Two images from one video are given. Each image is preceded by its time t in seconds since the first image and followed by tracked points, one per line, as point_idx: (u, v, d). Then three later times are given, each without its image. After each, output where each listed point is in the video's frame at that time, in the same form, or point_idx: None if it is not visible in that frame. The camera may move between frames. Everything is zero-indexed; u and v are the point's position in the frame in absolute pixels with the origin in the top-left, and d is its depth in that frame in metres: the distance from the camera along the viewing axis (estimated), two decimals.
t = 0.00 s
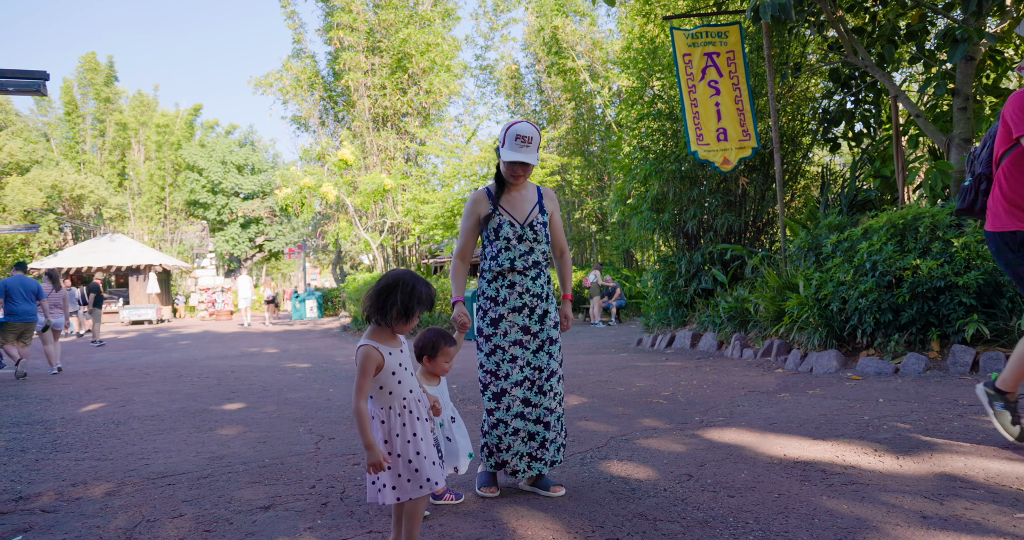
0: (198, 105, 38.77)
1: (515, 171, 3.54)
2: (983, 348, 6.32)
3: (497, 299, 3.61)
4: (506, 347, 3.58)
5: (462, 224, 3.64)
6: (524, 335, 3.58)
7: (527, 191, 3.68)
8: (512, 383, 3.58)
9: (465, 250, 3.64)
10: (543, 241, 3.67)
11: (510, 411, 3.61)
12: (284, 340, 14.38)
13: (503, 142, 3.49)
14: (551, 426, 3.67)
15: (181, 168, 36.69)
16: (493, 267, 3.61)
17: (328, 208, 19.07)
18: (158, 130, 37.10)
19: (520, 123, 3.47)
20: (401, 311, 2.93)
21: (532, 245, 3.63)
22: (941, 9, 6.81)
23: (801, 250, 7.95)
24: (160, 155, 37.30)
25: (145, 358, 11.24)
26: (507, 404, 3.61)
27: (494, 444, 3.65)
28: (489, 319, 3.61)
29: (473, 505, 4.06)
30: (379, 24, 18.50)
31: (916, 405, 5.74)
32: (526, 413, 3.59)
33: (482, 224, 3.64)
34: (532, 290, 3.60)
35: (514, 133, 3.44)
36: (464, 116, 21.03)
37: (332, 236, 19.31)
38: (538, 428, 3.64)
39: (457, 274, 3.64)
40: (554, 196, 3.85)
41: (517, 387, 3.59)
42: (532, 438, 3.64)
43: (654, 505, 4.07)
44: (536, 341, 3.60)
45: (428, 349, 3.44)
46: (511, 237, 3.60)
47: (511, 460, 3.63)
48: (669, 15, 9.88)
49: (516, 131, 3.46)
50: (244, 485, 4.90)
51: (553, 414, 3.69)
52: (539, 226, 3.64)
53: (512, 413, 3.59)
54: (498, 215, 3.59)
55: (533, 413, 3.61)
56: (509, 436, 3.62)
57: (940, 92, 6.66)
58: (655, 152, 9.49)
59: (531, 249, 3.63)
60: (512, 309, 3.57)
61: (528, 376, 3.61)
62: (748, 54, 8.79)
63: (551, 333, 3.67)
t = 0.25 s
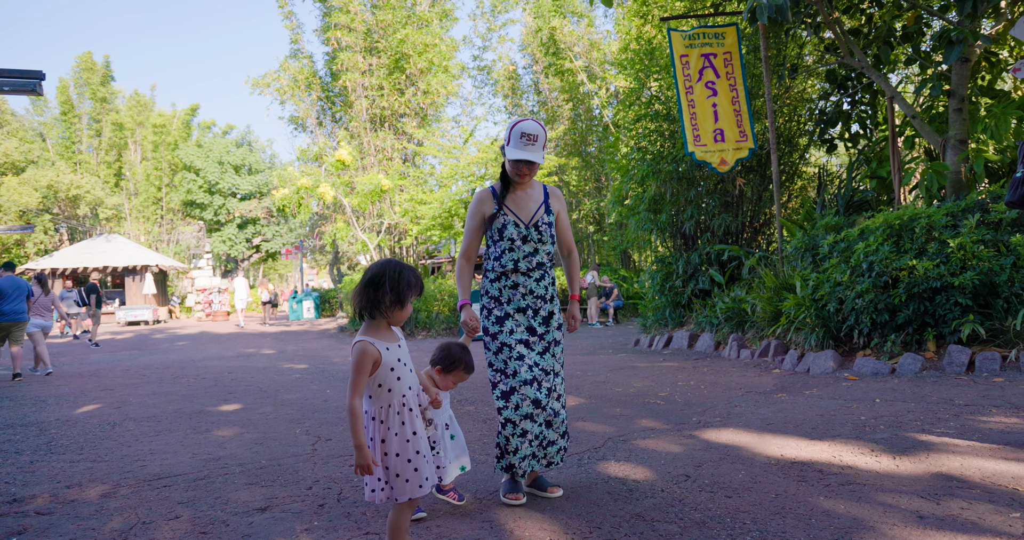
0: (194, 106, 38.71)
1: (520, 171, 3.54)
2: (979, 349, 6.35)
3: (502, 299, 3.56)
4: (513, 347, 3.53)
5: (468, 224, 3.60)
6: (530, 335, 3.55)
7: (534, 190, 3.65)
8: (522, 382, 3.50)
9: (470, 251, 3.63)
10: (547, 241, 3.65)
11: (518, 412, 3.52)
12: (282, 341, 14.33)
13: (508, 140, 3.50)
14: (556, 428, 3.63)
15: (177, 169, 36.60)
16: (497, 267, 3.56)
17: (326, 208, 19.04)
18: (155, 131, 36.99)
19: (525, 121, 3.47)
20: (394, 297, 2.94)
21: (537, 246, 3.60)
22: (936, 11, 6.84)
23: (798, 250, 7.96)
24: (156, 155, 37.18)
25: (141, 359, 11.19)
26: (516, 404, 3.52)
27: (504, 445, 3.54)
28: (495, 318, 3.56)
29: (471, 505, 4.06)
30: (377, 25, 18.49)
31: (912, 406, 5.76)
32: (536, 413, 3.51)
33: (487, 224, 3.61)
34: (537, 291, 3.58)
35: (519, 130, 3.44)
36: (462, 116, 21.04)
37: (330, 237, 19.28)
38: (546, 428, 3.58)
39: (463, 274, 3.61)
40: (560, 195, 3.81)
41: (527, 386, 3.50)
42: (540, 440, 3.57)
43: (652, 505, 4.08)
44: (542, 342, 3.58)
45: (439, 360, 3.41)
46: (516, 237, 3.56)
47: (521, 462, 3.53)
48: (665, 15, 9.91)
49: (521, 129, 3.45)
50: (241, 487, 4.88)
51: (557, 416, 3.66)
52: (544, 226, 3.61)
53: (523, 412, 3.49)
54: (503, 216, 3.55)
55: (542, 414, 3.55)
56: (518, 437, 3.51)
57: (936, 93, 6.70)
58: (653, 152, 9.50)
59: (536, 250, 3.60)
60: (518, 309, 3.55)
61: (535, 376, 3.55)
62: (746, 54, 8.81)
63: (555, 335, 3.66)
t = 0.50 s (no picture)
0: (189, 107, 38.59)
1: (520, 171, 3.54)
2: (972, 349, 6.40)
3: (505, 302, 3.57)
4: (516, 351, 3.53)
5: (469, 226, 3.59)
6: (533, 339, 3.55)
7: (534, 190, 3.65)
8: (525, 387, 3.51)
9: (473, 255, 3.59)
10: (550, 242, 3.64)
11: (522, 417, 3.52)
12: (277, 342, 14.27)
13: (506, 140, 3.50)
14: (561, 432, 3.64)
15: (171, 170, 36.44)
16: (499, 270, 3.57)
17: (322, 209, 18.99)
18: (149, 131, 36.82)
19: (522, 120, 3.47)
20: (392, 296, 2.93)
21: (540, 246, 3.60)
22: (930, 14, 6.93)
23: (793, 251, 7.99)
24: (150, 156, 37.02)
25: (136, 361, 11.12)
26: (520, 409, 3.52)
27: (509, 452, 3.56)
28: (497, 322, 3.56)
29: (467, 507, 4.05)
30: (373, 26, 18.48)
31: (907, 406, 5.79)
32: (541, 418, 3.51)
33: (489, 225, 3.61)
34: (539, 294, 3.58)
35: (517, 129, 3.44)
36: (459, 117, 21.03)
37: (326, 238, 19.21)
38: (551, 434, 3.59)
39: (468, 278, 3.60)
40: (562, 194, 3.80)
41: (530, 391, 3.51)
42: (545, 445, 3.58)
43: (648, 506, 4.09)
44: (545, 346, 3.58)
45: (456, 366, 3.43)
46: (518, 238, 3.57)
47: (526, 469, 3.55)
48: (662, 17, 9.94)
49: (520, 128, 3.45)
50: (236, 489, 4.86)
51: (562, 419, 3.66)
52: (546, 226, 3.61)
53: (527, 417, 3.49)
54: (504, 217, 3.56)
55: (547, 420, 3.55)
56: (523, 442, 3.53)
57: (930, 96, 6.74)
58: (649, 153, 9.52)
59: (539, 251, 3.60)
60: (520, 312, 3.55)
61: (539, 381, 3.56)
62: (741, 57, 8.85)
63: (558, 338, 3.65)
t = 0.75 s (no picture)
0: (183, 106, 38.44)
1: (515, 167, 3.47)
2: (965, 350, 6.44)
3: (506, 301, 3.55)
4: (517, 352, 3.54)
5: (466, 223, 3.57)
6: (534, 339, 3.55)
7: (531, 186, 3.63)
8: (525, 390, 3.52)
9: (472, 253, 3.60)
10: (550, 236, 3.62)
11: (523, 420, 3.55)
12: (271, 343, 14.23)
13: (501, 136, 3.43)
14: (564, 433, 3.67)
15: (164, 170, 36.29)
16: (500, 269, 3.55)
17: (316, 210, 18.94)
18: (143, 131, 36.63)
19: (517, 115, 3.39)
20: (397, 300, 2.91)
21: (540, 241, 3.58)
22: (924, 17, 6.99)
23: (788, 253, 8.01)
24: (143, 155, 36.82)
25: (129, 363, 11.06)
26: (521, 412, 3.55)
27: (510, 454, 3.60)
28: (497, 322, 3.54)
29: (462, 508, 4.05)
30: (368, 26, 18.45)
31: (900, 406, 5.82)
32: (542, 421, 3.54)
33: (486, 222, 3.58)
34: (542, 292, 3.57)
35: (512, 125, 3.37)
36: (454, 118, 21.02)
37: (320, 239, 19.16)
38: (553, 435, 3.62)
39: (468, 276, 3.57)
40: (558, 187, 3.79)
41: (530, 394, 3.53)
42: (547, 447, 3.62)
43: (642, 507, 4.09)
44: (547, 345, 3.58)
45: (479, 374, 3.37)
46: (518, 234, 3.54)
47: (527, 470, 3.60)
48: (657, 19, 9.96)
49: (514, 124, 3.37)
50: (229, 490, 4.84)
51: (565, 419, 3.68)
52: (546, 220, 3.58)
53: (527, 421, 3.53)
54: (502, 212, 3.53)
55: (549, 421, 3.58)
56: (524, 445, 3.56)
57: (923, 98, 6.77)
58: (644, 155, 9.53)
59: (540, 246, 3.58)
60: (522, 311, 3.53)
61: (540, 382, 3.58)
62: (736, 58, 8.87)
63: (562, 336, 3.64)
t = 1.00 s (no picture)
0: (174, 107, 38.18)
1: (514, 165, 3.47)
2: (955, 350, 6.51)
3: (503, 301, 3.54)
4: (514, 353, 3.54)
5: (461, 224, 3.52)
6: (533, 339, 3.54)
7: (527, 184, 3.64)
8: (524, 391, 3.53)
9: (470, 254, 3.54)
10: (547, 235, 3.65)
11: (522, 420, 3.56)
12: (263, 345, 14.16)
13: (500, 134, 3.42)
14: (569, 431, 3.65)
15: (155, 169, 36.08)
16: (498, 269, 3.54)
17: (309, 210, 18.87)
18: (134, 131, 36.38)
19: (517, 112, 3.38)
20: (406, 295, 2.95)
21: (538, 241, 3.60)
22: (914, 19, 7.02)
23: (780, 254, 8.05)
24: (134, 155, 36.57)
25: (119, 364, 10.98)
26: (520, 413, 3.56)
27: (508, 456, 3.58)
28: (495, 323, 3.54)
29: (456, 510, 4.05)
30: (362, 26, 18.40)
31: (890, 406, 5.87)
32: (539, 420, 3.57)
33: (485, 222, 3.56)
34: (540, 291, 3.57)
35: (512, 122, 3.35)
36: (448, 119, 21.03)
37: (313, 240, 19.09)
38: (552, 433, 3.64)
39: (465, 279, 3.51)
40: (553, 184, 3.82)
41: (529, 395, 3.54)
42: (548, 445, 3.64)
43: (634, 508, 4.11)
44: (545, 345, 3.58)
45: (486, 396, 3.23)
46: (517, 235, 3.54)
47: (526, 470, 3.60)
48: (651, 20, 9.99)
49: (515, 121, 3.37)
50: (220, 493, 4.82)
51: (570, 417, 3.66)
52: (544, 218, 3.61)
53: (525, 422, 3.54)
54: (500, 212, 3.52)
55: (547, 421, 3.60)
56: (523, 446, 3.57)
57: (914, 100, 6.81)
58: (638, 156, 9.54)
59: (538, 246, 3.60)
60: (520, 312, 3.52)
61: (539, 382, 3.58)
62: (729, 60, 8.91)
63: (562, 334, 3.64)
